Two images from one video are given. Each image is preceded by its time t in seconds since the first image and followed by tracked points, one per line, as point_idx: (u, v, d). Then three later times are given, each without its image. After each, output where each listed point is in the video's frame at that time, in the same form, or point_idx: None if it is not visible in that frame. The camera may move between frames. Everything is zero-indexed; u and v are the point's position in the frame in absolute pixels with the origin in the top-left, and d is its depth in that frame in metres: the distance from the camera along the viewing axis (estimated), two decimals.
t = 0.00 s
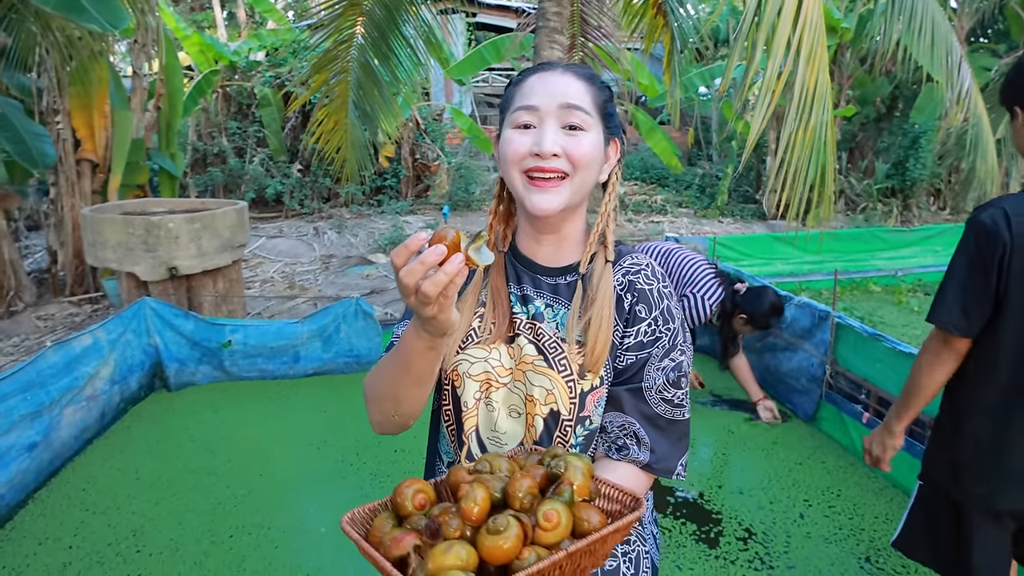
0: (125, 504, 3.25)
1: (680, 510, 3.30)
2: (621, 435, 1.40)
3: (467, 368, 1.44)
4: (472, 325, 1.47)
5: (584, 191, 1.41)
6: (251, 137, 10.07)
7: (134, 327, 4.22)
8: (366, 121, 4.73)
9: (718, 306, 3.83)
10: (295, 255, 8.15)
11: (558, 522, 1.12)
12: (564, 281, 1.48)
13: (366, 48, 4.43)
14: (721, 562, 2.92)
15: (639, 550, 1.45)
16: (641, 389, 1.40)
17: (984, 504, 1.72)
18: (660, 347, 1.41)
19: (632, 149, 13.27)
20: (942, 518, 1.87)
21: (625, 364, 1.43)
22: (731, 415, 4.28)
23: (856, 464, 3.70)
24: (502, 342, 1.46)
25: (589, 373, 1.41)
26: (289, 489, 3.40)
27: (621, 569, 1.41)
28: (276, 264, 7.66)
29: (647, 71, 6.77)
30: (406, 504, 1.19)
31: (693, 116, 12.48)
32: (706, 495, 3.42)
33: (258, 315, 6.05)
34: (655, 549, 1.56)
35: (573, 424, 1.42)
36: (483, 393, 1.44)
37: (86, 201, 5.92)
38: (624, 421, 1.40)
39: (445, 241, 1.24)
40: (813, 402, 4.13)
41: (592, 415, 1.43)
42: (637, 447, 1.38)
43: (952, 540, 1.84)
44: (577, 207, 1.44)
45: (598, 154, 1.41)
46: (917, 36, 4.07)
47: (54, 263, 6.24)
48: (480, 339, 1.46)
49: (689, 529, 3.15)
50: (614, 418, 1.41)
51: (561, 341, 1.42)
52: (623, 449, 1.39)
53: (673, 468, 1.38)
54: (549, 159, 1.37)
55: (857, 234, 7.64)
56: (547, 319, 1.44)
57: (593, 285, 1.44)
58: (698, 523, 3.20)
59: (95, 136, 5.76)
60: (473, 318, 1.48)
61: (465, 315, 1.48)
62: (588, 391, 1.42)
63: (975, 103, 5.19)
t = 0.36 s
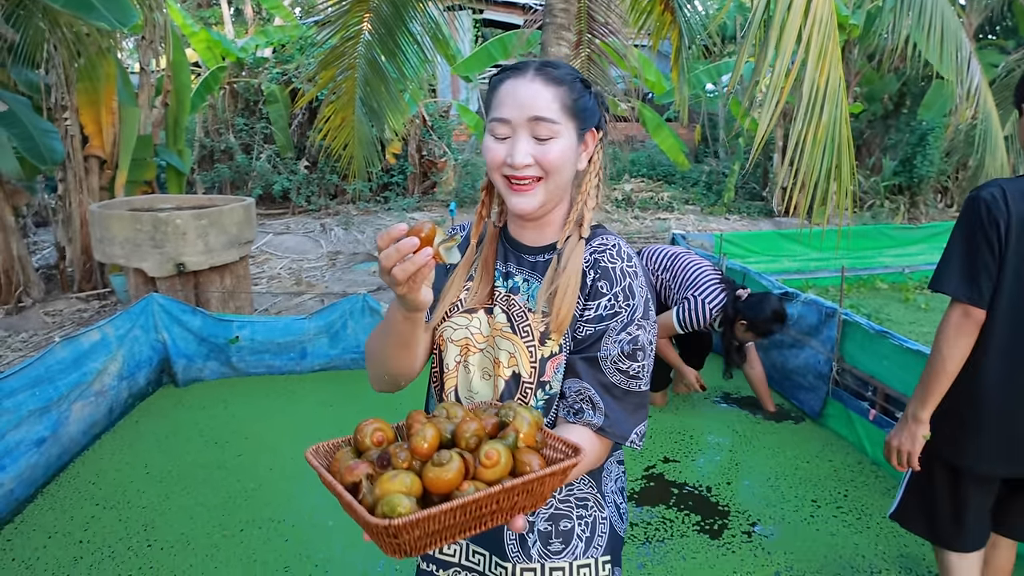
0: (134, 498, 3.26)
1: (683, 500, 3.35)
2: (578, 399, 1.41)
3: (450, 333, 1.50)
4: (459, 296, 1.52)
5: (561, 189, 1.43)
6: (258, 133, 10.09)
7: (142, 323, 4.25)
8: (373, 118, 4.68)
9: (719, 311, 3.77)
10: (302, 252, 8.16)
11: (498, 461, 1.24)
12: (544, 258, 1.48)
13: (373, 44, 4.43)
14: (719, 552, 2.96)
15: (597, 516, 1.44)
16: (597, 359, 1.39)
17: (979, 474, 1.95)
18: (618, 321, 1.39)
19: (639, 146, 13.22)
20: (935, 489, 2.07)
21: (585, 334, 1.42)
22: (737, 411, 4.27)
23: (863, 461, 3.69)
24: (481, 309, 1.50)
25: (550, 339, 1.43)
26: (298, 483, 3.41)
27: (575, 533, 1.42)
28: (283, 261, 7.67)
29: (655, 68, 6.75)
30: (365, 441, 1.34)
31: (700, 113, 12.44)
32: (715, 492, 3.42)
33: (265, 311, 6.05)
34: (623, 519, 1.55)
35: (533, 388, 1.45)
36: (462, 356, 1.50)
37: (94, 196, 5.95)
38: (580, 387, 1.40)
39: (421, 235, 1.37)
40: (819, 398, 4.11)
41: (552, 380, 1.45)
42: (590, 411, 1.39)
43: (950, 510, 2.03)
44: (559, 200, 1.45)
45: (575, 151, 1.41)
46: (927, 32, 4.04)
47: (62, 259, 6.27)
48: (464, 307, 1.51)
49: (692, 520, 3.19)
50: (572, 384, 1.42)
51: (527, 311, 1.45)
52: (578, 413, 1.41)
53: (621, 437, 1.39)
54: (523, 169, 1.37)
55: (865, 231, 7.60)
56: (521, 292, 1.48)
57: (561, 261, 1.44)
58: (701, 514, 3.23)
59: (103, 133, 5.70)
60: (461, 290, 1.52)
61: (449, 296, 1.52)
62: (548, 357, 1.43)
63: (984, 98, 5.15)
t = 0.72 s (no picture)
0: (141, 493, 3.29)
1: (683, 492, 3.40)
2: (538, 374, 1.36)
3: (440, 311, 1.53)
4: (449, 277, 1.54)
5: (533, 179, 1.38)
6: (263, 131, 10.12)
7: (148, 319, 4.27)
8: (378, 116, 4.72)
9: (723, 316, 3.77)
10: (306, 249, 8.19)
11: (410, 425, 1.30)
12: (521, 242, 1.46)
13: (378, 41, 4.43)
14: (718, 546, 2.99)
15: (573, 482, 1.42)
16: (558, 338, 1.34)
17: (952, 430, 2.16)
18: (575, 303, 1.33)
19: (644, 143, 13.20)
20: (909, 442, 2.29)
21: (547, 314, 1.37)
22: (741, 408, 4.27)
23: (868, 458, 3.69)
24: (467, 289, 1.50)
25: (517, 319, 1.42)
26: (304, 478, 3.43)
27: (550, 496, 1.40)
28: (288, 258, 7.69)
29: (660, 66, 6.75)
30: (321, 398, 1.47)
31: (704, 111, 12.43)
32: (718, 489, 3.43)
33: (270, 308, 6.08)
34: (602, 484, 1.52)
35: (503, 363, 1.45)
36: (450, 332, 1.52)
37: (100, 193, 5.98)
38: (541, 363, 1.36)
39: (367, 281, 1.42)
40: (824, 396, 4.11)
41: (520, 357, 1.43)
42: (549, 386, 1.34)
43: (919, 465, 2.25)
44: (534, 187, 1.41)
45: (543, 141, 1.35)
46: (934, 30, 4.02)
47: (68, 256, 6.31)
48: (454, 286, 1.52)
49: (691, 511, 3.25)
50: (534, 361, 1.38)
51: (498, 292, 1.45)
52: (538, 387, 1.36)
53: (580, 415, 1.34)
54: (489, 167, 1.34)
55: (871, 228, 7.58)
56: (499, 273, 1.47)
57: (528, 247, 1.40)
58: (700, 505, 3.29)
59: (109, 130, 5.78)
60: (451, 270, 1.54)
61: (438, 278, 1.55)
62: (515, 334, 1.43)
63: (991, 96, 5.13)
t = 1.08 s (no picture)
0: (147, 489, 3.32)
1: (682, 486, 3.44)
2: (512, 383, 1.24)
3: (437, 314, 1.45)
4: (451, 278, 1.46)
5: (478, 174, 1.30)
6: (267, 130, 10.16)
7: (153, 318, 4.30)
8: (381, 114, 4.74)
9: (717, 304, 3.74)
10: (310, 247, 8.23)
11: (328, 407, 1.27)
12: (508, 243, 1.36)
13: (382, 41, 4.45)
14: (719, 543, 3.01)
15: (562, 492, 1.36)
16: (525, 345, 1.21)
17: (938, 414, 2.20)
18: (542, 309, 1.20)
19: (647, 142, 13.21)
20: (901, 427, 2.34)
21: (519, 321, 1.24)
22: (744, 407, 4.27)
23: (871, 456, 3.70)
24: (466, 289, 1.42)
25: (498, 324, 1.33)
26: (310, 475, 3.46)
27: (538, 505, 1.35)
28: (292, 257, 7.72)
29: (663, 64, 6.76)
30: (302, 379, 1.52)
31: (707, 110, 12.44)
32: (719, 485, 3.45)
33: (274, 306, 6.11)
34: (600, 498, 1.42)
35: (488, 369, 1.35)
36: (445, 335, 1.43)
37: (105, 191, 6.02)
38: (512, 371, 1.23)
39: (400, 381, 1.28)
40: (827, 394, 4.12)
41: (501, 362, 1.32)
42: (519, 394, 1.22)
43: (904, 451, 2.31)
44: (487, 180, 1.31)
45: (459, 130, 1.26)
46: (937, 28, 4.02)
47: (73, 254, 6.35)
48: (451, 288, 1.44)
49: (690, 505, 3.29)
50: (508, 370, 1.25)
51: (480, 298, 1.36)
52: (512, 396, 1.24)
53: (550, 426, 1.22)
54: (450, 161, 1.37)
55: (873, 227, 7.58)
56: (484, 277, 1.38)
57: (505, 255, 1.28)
58: (699, 500, 3.33)
59: (114, 129, 5.77)
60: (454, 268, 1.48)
61: (444, 273, 1.52)
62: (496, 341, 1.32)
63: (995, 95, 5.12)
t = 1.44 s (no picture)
0: (152, 483, 3.33)
1: (683, 475, 3.51)
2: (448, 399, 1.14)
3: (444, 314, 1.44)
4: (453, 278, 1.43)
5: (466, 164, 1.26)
6: (270, 127, 10.18)
7: (156, 313, 4.32)
8: (383, 111, 4.75)
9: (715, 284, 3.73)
10: (312, 244, 8.25)
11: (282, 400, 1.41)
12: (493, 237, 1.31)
13: (384, 37, 4.46)
14: (719, 537, 3.02)
15: (509, 523, 1.23)
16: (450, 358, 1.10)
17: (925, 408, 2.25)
18: (458, 322, 1.07)
19: (649, 139, 13.22)
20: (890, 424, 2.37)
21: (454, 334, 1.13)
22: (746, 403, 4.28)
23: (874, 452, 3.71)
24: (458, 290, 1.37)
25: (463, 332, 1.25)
26: (315, 470, 3.47)
27: (486, 530, 1.25)
28: (295, 253, 7.74)
29: (665, 62, 6.77)
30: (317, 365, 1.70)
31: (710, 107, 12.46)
32: (721, 479, 3.46)
33: (278, 302, 6.12)
34: (563, 543, 1.23)
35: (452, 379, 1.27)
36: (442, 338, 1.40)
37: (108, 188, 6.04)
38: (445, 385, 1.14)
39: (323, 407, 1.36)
40: (830, 390, 4.13)
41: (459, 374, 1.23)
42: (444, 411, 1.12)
43: (893, 447, 2.35)
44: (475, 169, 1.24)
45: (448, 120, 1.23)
46: (939, 25, 4.01)
47: (76, 251, 6.36)
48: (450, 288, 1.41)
49: (691, 493, 3.35)
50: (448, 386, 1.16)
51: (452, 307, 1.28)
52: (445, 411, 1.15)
53: (461, 452, 1.10)
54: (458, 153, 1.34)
55: (875, 224, 7.56)
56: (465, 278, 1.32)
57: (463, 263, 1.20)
58: (699, 487, 3.40)
59: (116, 125, 5.81)
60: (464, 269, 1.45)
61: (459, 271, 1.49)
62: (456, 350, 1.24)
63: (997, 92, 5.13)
